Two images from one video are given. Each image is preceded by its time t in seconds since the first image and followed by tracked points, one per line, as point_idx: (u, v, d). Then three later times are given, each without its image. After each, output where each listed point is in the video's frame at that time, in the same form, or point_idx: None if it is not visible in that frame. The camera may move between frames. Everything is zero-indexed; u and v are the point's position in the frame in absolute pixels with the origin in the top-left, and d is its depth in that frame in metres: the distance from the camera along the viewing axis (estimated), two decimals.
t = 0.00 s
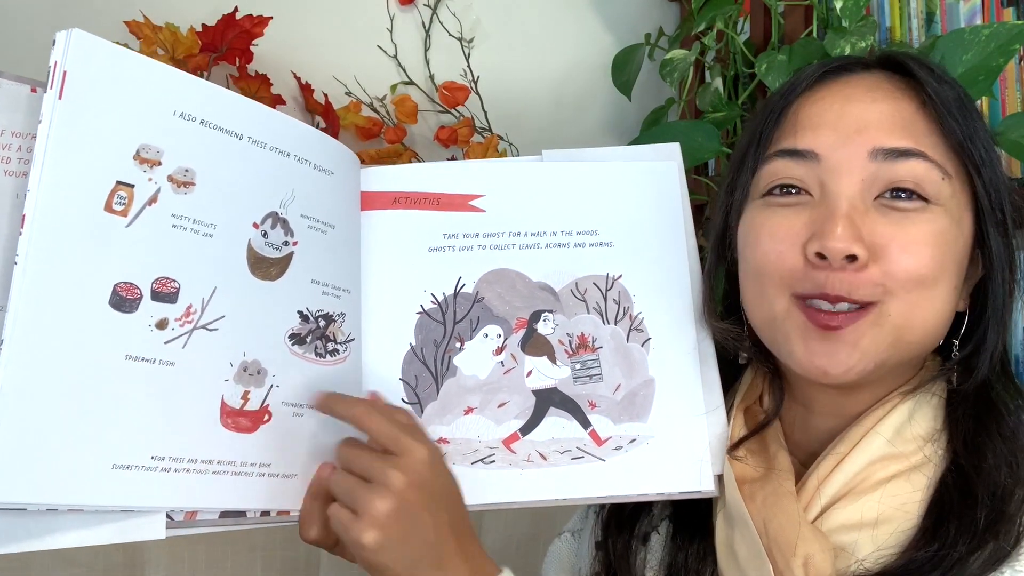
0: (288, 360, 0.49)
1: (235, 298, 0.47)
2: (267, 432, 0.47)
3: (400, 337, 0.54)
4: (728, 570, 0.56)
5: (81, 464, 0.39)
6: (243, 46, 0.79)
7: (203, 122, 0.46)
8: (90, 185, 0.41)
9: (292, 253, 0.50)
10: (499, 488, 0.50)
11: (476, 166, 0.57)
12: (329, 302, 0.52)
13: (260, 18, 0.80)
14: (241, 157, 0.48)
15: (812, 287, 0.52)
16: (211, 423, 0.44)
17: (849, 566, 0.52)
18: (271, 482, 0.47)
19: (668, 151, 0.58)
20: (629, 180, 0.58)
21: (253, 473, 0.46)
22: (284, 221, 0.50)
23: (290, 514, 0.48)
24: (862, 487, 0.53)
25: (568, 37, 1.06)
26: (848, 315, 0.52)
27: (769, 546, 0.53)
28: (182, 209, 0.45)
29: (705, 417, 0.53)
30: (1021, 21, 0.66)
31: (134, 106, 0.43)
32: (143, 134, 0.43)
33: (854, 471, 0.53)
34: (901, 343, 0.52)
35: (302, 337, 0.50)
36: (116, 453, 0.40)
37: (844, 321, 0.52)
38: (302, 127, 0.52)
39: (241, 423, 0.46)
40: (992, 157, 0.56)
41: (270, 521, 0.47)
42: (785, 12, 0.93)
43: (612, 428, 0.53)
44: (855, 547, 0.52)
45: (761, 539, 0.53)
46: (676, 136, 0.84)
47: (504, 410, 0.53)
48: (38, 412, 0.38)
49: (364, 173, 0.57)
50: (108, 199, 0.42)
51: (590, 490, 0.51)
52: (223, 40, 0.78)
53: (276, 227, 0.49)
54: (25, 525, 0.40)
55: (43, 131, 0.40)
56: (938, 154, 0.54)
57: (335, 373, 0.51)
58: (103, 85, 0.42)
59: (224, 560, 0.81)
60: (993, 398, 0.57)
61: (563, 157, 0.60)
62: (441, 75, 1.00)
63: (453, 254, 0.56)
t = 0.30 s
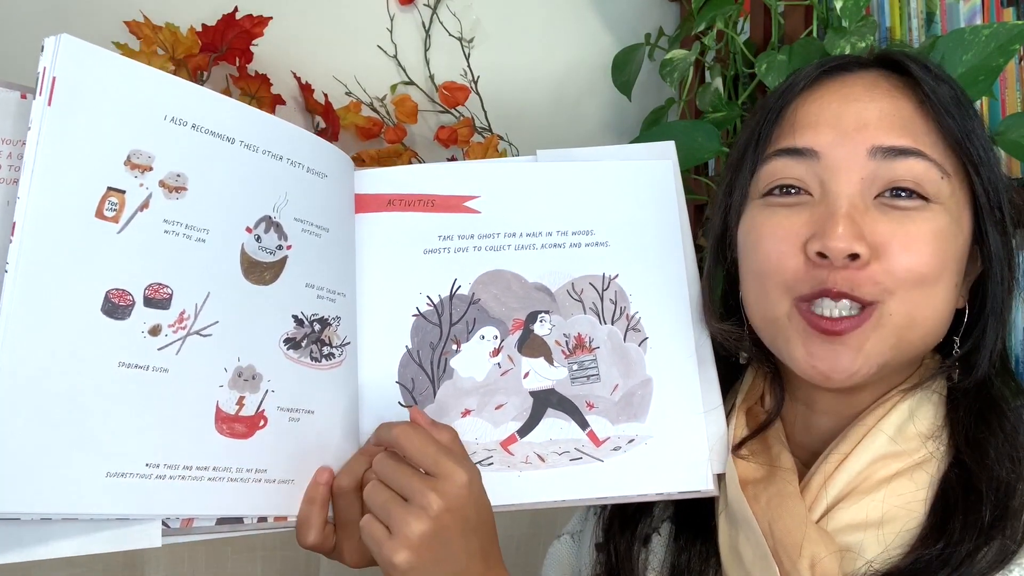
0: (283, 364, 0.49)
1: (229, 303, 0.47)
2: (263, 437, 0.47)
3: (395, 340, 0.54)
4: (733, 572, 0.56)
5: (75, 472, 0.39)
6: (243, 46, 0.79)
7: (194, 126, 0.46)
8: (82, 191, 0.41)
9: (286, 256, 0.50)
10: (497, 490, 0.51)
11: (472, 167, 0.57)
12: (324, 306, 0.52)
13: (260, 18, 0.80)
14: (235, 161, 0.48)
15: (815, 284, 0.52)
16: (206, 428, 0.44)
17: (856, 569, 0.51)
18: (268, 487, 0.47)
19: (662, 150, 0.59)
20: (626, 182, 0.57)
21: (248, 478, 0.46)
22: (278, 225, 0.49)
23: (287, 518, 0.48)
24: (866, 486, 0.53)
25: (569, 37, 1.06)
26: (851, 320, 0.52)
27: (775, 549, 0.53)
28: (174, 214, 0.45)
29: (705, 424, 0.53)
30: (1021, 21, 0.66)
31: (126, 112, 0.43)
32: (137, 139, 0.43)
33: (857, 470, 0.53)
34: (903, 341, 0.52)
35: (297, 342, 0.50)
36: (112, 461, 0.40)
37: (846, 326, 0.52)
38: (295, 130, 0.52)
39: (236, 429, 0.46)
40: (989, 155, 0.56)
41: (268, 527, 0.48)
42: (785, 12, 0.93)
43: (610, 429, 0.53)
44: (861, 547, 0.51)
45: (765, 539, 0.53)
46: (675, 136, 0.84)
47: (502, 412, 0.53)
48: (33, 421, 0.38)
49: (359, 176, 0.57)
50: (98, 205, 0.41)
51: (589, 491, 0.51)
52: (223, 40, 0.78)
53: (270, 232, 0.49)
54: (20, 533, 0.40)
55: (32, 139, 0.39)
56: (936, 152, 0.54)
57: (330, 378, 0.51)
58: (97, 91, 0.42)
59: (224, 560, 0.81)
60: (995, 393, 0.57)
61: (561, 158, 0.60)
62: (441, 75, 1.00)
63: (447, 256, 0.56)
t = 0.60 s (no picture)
0: (282, 365, 0.49)
1: (229, 304, 0.47)
2: (263, 439, 0.47)
3: (394, 341, 0.54)
4: (737, 567, 0.56)
5: (76, 475, 0.39)
6: (243, 46, 0.79)
7: (193, 128, 0.46)
8: (81, 194, 0.41)
9: (285, 258, 0.50)
10: (497, 489, 0.51)
11: (471, 168, 0.57)
12: (323, 307, 0.52)
13: (260, 18, 0.80)
14: (234, 163, 0.48)
15: (822, 302, 0.52)
16: (205, 430, 0.44)
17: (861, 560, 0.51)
18: (268, 488, 0.47)
19: (662, 149, 0.59)
20: (624, 183, 0.57)
21: (249, 481, 0.46)
22: (277, 227, 0.49)
23: (287, 519, 0.48)
24: (870, 479, 0.53)
25: (569, 37, 1.06)
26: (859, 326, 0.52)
27: (779, 543, 0.53)
28: (173, 217, 0.45)
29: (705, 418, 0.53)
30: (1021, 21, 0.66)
31: (126, 114, 0.43)
32: (137, 142, 0.43)
33: (860, 463, 0.53)
34: (906, 344, 0.52)
35: (297, 343, 0.50)
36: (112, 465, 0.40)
37: (854, 330, 0.52)
38: (293, 130, 0.51)
39: (236, 430, 0.46)
40: (984, 151, 0.56)
41: (267, 529, 0.48)
42: (785, 12, 0.93)
43: (610, 428, 0.53)
44: (863, 539, 0.51)
45: (768, 534, 0.53)
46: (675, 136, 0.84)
47: (502, 412, 0.53)
48: (32, 424, 0.38)
49: (358, 176, 0.57)
50: (97, 208, 0.41)
51: (589, 490, 0.51)
52: (223, 40, 0.78)
53: (269, 233, 0.49)
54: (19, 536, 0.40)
55: (30, 142, 0.39)
56: (931, 150, 0.54)
57: (329, 379, 0.51)
58: (96, 94, 0.42)
59: (223, 560, 0.81)
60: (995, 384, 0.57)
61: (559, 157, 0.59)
62: (441, 75, 1.00)
63: (447, 256, 0.56)
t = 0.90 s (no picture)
0: (280, 372, 0.49)
1: (227, 313, 0.47)
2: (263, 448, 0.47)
3: (392, 345, 0.54)
4: (738, 564, 0.56)
5: (75, 488, 0.39)
6: (243, 46, 0.78)
7: (186, 137, 0.46)
8: (76, 203, 0.41)
9: (281, 265, 0.50)
10: (498, 492, 0.51)
11: (467, 173, 0.57)
12: (320, 314, 0.51)
13: (260, 18, 0.80)
14: (229, 171, 0.48)
15: (813, 312, 0.52)
16: (204, 437, 0.44)
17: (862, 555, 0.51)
18: (268, 497, 0.47)
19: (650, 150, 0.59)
20: (621, 186, 0.58)
21: (249, 490, 0.46)
22: (272, 234, 0.50)
23: (289, 529, 0.48)
24: (870, 477, 0.53)
25: (568, 37, 1.06)
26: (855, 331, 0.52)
27: (779, 539, 0.53)
28: (169, 226, 0.45)
29: (699, 414, 0.54)
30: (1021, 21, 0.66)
31: (121, 121, 0.43)
32: (134, 150, 0.44)
33: (859, 462, 0.54)
34: (899, 350, 0.52)
35: (294, 351, 0.50)
36: (112, 477, 0.40)
37: (846, 335, 0.52)
38: (287, 137, 0.51)
39: (236, 440, 0.46)
40: (974, 152, 0.56)
41: (268, 539, 0.48)
42: (785, 12, 0.93)
43: (609, 429, 0.53)
44: (863, 535, 0.52)
45: (768, 530, 0.53)
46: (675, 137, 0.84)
47: (501, 415, 0.54)
48: (32, 436, 0.38)
49: (348, 184, 0.56)
50: (92, 218, 0.41)
51: (590, 490, 0.51)
52: (223, 40, 0.78)
53: (264, 241, 0.49)
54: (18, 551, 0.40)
55: (23, 152, 0.39)
56: (919, 155, 0.54)
57: (328, 387, 0.51)
58: (92, 103, 0.42)
59: (224, 560, 0.81)
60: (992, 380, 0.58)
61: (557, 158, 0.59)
62: (441, 76, 1.00)
63: (442, 261, 0.56)
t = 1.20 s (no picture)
0: (285, 373, 0.49)
1: (235, 314, 0.47)
2: (269, 450, 0.47)
3: (395, 343, 0.54)
4: (733, 563, 0.57)
5: (83, 498, 0.39)
6: (243, 46, 0.79)
7: (193, 131, 0.46)
8: (82, 206, 0.40)
9: (286, 263, 0.49)
10: (501, 491, 0.51)
11: (469, 170, 0.57)
12: (324, 312, 0.51)
13: (260, 18, 0.80)
14: (234, 168, 0.48)
15: (782, 309, 0.54)
16: (209, 439, 0.44)
17: (858, 556, 0.51)
18: (272, 500, 0.47)
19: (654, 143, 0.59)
20: (625, 184, 0.58)
21: (255, 493, 0.46)
22: (277, 231, 0.49)
23: (293, 530, 0.48)
24: (866, 479, 0.53)
25: (568, 37, 1.06)
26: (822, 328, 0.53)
27: (775, 539, 0.53)
28: (176, 225, 0.45)
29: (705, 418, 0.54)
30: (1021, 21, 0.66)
31: (126, 120, 0.43)
32: (140, 150, 0.43)
33: (858, 463, 0.54)
34: (874, 348, 0.52)
35: (299, 351, 0.50)
36: (120, 485, 0.40)
37: (814, 332, 0.53)
38: (293, 133, 0.51)
39: (242, 443, 0.46)
40: (960, 156, 0.55)
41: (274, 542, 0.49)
42: (786, 12, 0.93)
43: (613, 427, 0.53)
44: (860, 539, 0.51)
45: (764, 528, 0.54)
46: (675, 136, 0.84)
47: (504, 413, 0.54)
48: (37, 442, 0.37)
49: (350, 174, 0.56)
50: (100, 218, 0.41)
51: (595, 488, 0.51)
52: (223, 40, 0.78)
53: (270, 238, 0.49)
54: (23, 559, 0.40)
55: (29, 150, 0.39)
56: (896, 160, 0.53)
57: (332, 386, 0.51)
58: (97, 103, 0.41)
59: (224, 560, 0.81)
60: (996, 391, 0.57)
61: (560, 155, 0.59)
62: (441, 75, 1.00)
63: (445, 255, 0.56)
